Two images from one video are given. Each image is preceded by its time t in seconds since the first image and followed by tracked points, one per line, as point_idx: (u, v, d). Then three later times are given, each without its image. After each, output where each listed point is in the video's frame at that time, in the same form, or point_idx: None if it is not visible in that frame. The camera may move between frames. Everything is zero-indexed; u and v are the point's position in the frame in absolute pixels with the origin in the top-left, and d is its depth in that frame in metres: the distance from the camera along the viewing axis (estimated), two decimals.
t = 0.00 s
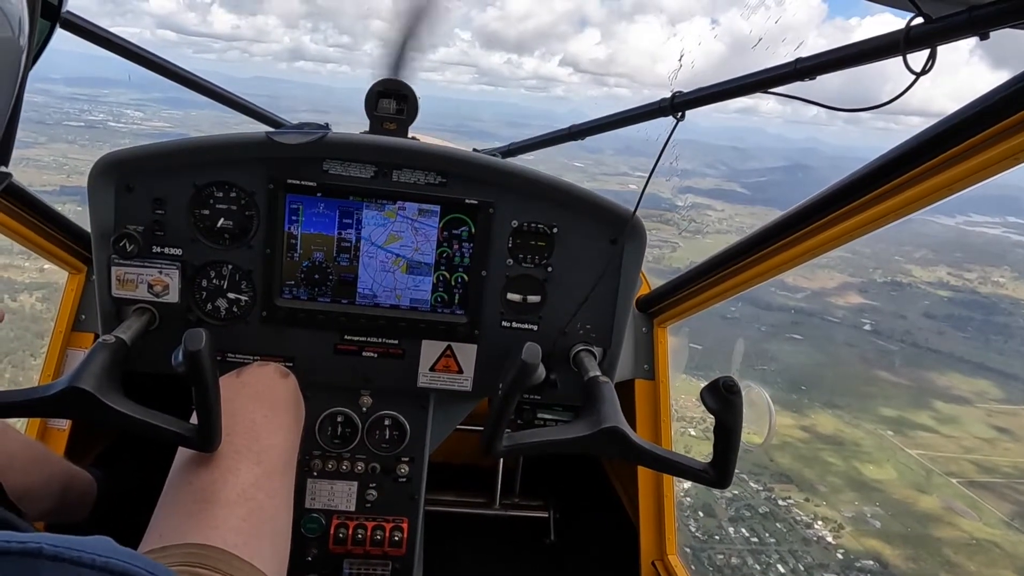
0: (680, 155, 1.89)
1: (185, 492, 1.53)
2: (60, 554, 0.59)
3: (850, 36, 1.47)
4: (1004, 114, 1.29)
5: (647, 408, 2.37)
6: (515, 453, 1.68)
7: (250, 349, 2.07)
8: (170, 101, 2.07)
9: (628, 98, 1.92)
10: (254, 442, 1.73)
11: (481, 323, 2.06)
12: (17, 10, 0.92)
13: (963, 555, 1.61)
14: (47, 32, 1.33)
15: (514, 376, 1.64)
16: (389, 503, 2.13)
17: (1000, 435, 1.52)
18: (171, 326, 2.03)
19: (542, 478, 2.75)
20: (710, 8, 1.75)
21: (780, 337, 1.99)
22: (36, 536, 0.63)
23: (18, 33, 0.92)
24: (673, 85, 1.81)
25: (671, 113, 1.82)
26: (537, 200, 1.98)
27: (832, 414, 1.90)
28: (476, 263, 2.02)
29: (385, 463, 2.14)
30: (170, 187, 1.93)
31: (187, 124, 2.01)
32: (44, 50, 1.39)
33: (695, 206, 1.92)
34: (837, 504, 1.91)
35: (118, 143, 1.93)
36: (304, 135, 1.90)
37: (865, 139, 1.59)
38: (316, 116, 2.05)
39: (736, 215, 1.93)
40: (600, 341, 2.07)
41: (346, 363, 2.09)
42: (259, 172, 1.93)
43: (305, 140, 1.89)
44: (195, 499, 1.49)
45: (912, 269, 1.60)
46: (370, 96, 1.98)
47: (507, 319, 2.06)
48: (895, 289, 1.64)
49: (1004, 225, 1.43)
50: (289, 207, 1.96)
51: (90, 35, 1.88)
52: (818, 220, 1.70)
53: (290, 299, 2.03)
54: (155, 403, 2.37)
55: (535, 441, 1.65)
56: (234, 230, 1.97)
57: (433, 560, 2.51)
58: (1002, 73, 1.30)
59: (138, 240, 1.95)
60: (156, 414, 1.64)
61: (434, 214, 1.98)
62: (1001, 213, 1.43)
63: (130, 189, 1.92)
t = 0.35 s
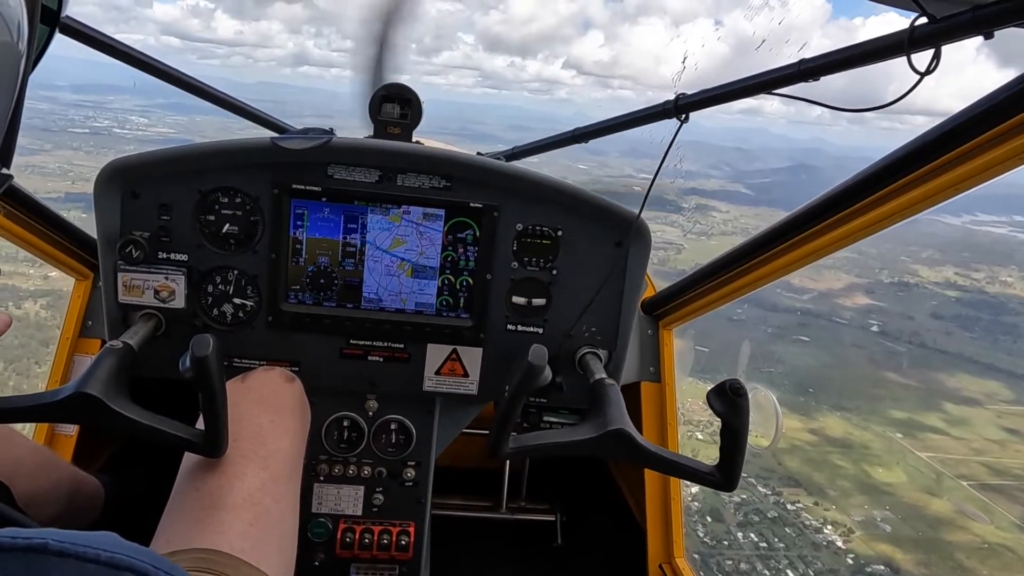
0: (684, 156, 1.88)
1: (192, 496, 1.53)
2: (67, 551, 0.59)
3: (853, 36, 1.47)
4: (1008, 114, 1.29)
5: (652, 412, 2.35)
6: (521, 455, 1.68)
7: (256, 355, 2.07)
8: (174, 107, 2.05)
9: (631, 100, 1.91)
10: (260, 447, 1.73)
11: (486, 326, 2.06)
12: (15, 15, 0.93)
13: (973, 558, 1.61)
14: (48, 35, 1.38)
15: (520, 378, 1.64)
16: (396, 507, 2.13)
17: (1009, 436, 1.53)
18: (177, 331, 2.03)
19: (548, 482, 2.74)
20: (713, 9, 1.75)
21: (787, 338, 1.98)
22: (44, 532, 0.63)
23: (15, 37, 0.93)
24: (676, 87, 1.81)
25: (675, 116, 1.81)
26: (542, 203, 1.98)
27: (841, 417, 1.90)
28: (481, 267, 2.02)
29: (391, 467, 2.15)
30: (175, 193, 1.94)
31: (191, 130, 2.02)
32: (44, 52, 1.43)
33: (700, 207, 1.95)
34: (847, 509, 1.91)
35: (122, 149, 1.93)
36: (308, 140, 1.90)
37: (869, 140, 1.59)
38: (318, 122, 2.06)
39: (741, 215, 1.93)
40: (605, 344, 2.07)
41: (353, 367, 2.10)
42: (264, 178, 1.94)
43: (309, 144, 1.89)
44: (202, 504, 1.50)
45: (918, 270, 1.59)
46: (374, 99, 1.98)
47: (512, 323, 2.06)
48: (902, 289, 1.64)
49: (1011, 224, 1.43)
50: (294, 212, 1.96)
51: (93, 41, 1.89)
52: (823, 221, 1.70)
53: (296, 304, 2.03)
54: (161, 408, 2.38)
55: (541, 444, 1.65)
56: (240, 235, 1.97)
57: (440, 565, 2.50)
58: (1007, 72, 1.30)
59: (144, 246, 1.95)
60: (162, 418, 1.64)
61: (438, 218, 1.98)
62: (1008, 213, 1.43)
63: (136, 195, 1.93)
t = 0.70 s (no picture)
0: (689, 158, 1.91)
1: (198, 499, 1.53)
2: (90, 554, 0.59)
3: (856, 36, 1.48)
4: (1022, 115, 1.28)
5: (659, 416, 2.35)
6: (526, 460, 1.67)
7: (263, 359, 2.07)
8: (178, 112, 2.08)
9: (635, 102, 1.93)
10: (264, 451, 1.73)
11: (492, 330, 2.06)
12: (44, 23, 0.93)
13: (985, 564, 1.60)
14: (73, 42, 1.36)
15: (526, 383, 1.64)
16: (402, 511, 2.12)
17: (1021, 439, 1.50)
18: (184, 336, 2.04)
19: (558, 487, 2.73)
20: (717, 11, 1.75)
21: (792, 340, 1.97)
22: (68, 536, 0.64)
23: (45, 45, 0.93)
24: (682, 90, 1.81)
25: (681, 119, 1.81)
26: (547, 207, 1.98)
27: (849, 420, 1.88)
28: (487, 271, 2.02)
29: (397, 472, 2.14)
30: (182, 198, 1.95)
31: (196, 135, 2.03)
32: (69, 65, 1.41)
33: (705, 208, 1.93)
34: (856, 513, 1.89)
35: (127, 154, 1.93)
36: (314, 145, 1.90)
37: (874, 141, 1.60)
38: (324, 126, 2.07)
39: (745, 217, 1.93)
40: (611, 348, 2.07)
41: (359, 371, 2.10)
42: (270, 182, 1.94)
43: (316, 149, 1.89)
44: (208, 507, 1.50)
45: (924, 270, 1.59)
46: (381, 104, 1.99)
47: (518, 327, 2.06)
48: (909, 290, 1.63)
49: (1018, 224, 1.41)
50: (300, 217, 1.97)
51: (99, 46, 1.90)
52: (833, 224, 1.70)
53: (303, 309, 2.04)
54: (168, 412, 2.38)
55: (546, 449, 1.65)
56: (246, 240, 1.98)
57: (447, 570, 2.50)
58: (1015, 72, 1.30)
59: (151, 251, 1.96)
60: (168, 422, 1.65)
61: (444, 222, 1.99)
62: (1015, 212, 1.41)
63: (144, 200, 1.94)
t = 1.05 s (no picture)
0: (695, 161, 1.87)
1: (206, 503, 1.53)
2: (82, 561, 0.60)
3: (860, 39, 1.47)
4: None
5: (666, 419, 2.32)
6: (533, 466, 1.67)
7: (270, 360, 2.08)
8: (181, 117, 2.05)
9: (639, 104, 1.92)
10: (273, 451, 1.72)
11: (498, 332, 2.06)
12: (15, 24, 0.83)
13: (994, 567, 1.65)
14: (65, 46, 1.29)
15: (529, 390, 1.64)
16: (408, 514, 2.12)
17: None
18: (192, 337, 2.04)
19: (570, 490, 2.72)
20: (720, 11, 1.75)
21: (799, 342, 1.98)
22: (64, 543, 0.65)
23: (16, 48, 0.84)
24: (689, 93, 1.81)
25: (689, 122, 1.81)
26: (554, 210, 1.98)
27: (855, 423, 1.90)
28: (494, 273, 2.02)
29: (404, 474, 2.15)
30: (191, 200, 1.96)
31: (200, 139, 2.04)
32: (58, 74, 1.33)
33: (708, 210, 1.95)
34: (863, 517, 1.91)
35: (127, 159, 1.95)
36: (321, 148, 1.90)
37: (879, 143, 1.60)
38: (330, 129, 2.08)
39: (749, 218, 1.92)
40: (618, 350, 2.06)
41: (367, 373, 2.10)
42: (278, 185, 1.95)
43: (323, 152, 1.90)
44: (217, 510, 1.50)
45: (930, 270, 1.59)
46: (388, 107, 1.99)
47: (525, 329, 2.06)
48: (914, 291, 1.64)
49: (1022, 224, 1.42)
50: (308, 219, 1.97)
51: (104, 48, 1.90)
52: (846, 224, 1.68)
53: (310, 311, 2.04)
54: (175, 413, 2.39)
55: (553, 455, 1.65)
56: (254, 242, 1.98)
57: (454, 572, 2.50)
58: None
59: (159, 252, 1.97)
60: (176, 424, 1.65)
61: (451, 225, 1.99)
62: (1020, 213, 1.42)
63: (153, 202, 1.95)
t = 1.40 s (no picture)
0: (702, 162, 1.89)
1: (215, 505, 1.53)
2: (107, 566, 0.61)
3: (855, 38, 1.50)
4: None
5: (675, 418, 2.30)
6: (543, 467, 1.67)
7: (279, 364, 2.09)
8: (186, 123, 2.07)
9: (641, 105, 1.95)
10: (283, 455, 1.72)
11: (506, 334, 2.06)
12: (49, 38, 0.87)
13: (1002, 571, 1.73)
14: (96, 62, 1.32)
15: (538, 390, 1.63)
16: (418, 516, 2.12)
17: None
18: (200, 341, 2.05)
19: (573, 495, 2.71)
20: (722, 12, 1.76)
21: (803, 344, 1.99)
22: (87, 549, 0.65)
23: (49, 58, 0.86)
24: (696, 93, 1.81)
25: (695, 121, 1.81)
26: (562, 212, 1.98)
27: (862, 424, 1.95)
28: (501, 275, 2.02)
29: (413, 476, 2.15)
30: (199, 204, 1.97)
31: (202, 144, 2.04)
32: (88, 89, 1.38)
33: (711, 213, 1.95)
34: (871, 520, 1.96)
35: (133, 164, 1.98)
36: (329, 151, 1.91)
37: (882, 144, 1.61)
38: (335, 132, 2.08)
39: (753, 219, 1.93)
40: (627, 350, 2.06)
41: (377, 375, 2.11)
42: (285, 188, 1.96)
43: (330, 155, 1.90)
44: (226, 511, 1.50)
45: (935, 271, 1.64)
46: (394, 110, 1.99)
47: (532, 330, 2.06)
48: (919, 291, 1.69)
49: None
50: (315, 222, 1.98)
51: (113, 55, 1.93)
52: (849, 225, 1.67)
53: (319, 314, 2.05)
54: (184, 416, 2.40)
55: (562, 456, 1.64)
56: (262, 246, 1.99)
57: None
58: None
59: (168, 257, 1.98)
60: (186, 427, 1.65)
61: (458, 227, 1.99)
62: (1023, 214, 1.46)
63: (161, 207, 1.96)
